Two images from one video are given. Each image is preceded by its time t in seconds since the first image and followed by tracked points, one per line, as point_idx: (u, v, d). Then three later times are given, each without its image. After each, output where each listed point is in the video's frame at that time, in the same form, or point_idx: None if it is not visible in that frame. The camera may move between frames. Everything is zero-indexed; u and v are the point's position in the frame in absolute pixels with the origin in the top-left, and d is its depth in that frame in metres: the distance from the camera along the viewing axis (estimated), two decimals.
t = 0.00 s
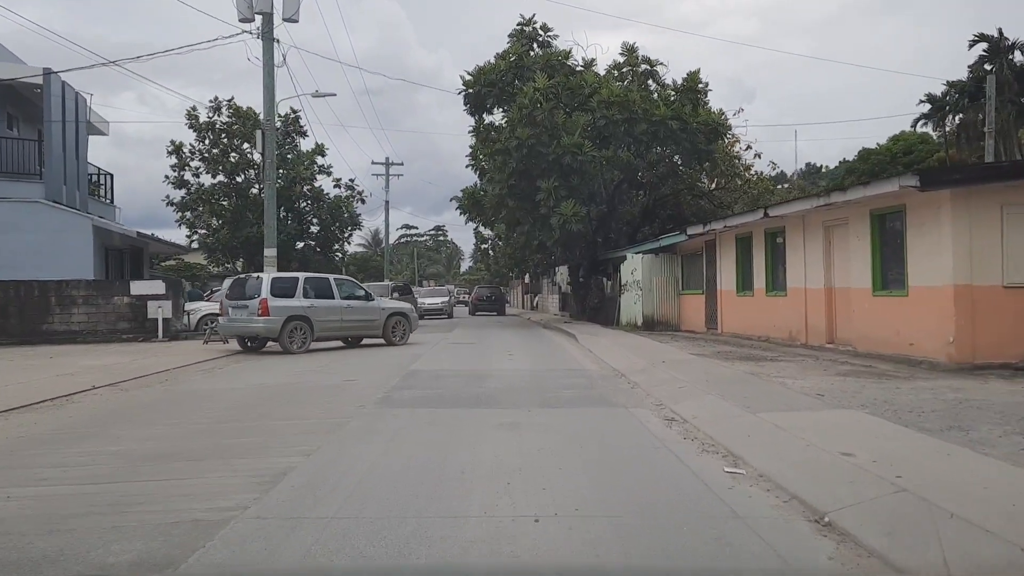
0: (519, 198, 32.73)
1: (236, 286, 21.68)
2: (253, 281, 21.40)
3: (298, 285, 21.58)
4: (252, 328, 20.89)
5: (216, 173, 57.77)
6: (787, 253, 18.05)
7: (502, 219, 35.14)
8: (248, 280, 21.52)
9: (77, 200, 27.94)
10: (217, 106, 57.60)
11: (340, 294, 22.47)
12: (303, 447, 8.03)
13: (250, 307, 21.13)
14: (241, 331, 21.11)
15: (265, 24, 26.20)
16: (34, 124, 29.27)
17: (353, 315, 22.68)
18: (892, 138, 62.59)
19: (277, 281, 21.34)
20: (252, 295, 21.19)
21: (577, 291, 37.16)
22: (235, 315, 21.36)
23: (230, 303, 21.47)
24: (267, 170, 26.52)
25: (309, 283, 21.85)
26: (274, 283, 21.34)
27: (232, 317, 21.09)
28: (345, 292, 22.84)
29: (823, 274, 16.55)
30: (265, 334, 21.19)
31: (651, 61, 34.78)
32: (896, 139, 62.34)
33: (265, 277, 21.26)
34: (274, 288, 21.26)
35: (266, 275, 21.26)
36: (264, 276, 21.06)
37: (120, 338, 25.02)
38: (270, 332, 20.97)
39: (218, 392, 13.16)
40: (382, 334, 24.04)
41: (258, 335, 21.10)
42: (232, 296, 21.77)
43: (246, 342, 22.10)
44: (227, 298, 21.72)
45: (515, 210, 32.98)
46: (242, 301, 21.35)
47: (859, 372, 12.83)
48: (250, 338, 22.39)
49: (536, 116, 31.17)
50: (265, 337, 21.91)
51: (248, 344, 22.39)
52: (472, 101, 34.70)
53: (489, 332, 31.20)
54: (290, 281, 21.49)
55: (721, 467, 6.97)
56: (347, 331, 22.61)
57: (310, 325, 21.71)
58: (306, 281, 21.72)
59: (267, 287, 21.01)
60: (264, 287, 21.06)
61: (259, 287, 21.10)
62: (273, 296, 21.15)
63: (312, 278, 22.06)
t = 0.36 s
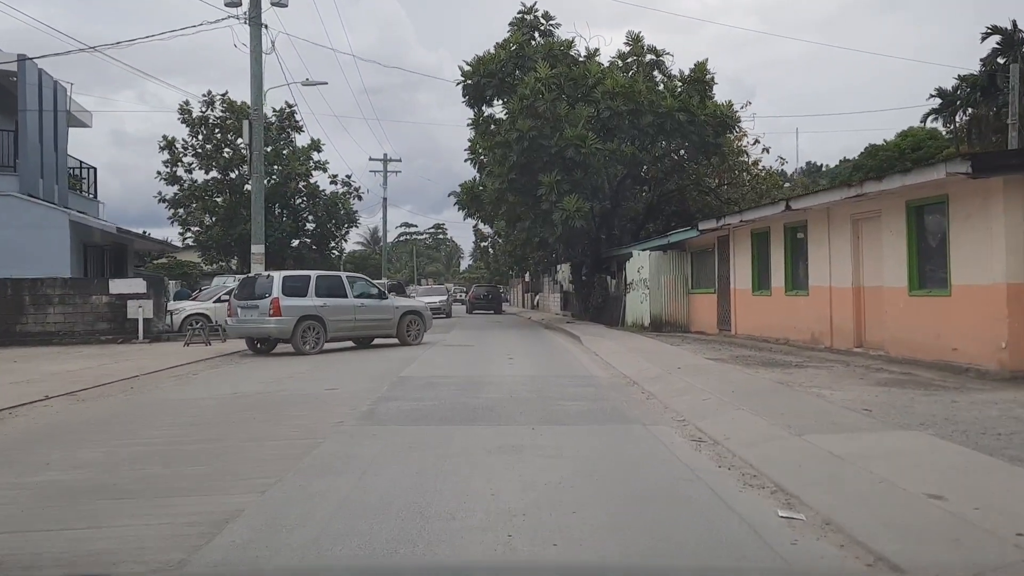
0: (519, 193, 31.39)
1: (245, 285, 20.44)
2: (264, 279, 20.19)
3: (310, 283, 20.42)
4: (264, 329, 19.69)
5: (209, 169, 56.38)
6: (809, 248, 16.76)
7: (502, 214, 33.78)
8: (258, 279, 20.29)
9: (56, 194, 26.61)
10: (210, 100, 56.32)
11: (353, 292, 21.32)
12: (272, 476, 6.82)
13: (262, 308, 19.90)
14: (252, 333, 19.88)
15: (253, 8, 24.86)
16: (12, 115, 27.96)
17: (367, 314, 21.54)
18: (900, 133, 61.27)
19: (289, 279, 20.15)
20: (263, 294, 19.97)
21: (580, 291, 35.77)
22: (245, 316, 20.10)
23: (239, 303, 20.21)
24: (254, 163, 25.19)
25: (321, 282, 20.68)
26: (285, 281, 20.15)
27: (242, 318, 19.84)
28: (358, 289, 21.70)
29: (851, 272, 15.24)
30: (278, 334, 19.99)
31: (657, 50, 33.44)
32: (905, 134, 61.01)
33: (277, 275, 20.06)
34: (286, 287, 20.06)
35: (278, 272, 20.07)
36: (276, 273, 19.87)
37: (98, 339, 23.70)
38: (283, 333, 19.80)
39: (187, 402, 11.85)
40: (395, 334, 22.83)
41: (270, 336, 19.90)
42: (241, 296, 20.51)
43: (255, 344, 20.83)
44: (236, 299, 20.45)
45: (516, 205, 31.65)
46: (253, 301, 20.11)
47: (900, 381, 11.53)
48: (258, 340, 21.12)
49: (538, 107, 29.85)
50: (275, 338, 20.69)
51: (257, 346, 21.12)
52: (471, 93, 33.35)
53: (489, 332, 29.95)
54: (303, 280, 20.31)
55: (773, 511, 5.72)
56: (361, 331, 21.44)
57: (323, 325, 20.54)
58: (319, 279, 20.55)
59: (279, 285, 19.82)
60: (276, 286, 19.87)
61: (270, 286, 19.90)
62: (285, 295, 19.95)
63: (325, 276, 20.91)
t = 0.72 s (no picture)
0: (521, 191, 30.12)
1: (259, 286, 19.39)
2: (278, 280, 19.14)
3: (326, 284, 19.38)
4: (280, 332, 18.62)
5: (203, 168, 55.11)
6: (835, 247, 15.54)
7: (503, 213, 32.49)
8: (272, 280, 19.23)
9: (35, 192, 25.41)
10: (204, 98, 55.11)
11: (370, 294, 20.27)
12: (228, 522, 5.62)
13: (277, 310, 18.84)
14: (267, 337, 18.82)
15: None
16: None
17: (384, 315, 20.48)
18: (909, 131, 59.98)
19: (304, 279, 19.11)
20: (278, 295, 18.91)
21: (583, 293, 34.39)
22: (259, 319, 19.03)
23: (253, 306, 19.14)
24: (242, 158, 23.96)
25: (337, 282, 19.65)
26: (301, 282, 19.10)
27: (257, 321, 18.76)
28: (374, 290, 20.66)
29: (885, 273, 14.00)
30: (294, 338, 18.95)
31: (664, 43, 32.17)
32: (914, 133, 59.72)
33: (292, 275, 19.01)
34: (303, 288, 19.02)
35: (295, 273, 19.02)
36: (292, 274, 18.82)
37: (76, 344, 22.47)
38: (299, 337, 18.73)
39: (151, 417, 10.60)
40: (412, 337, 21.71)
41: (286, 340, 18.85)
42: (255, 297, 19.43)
43: (267, 349, 19.69)
44: (249, 300, 19.38)
45: (517, 203, 30.40)
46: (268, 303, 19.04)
47: (950, 394, 10.28)
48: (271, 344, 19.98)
49: (540, 101, 28.61)
50: (288, 342, 19.60)
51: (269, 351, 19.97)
52: (471, 87, 32.11)
53: (490, 336, 28.74)
54: (320, 280, 19.27)
55: None
56: (378, 334, 20.37)
57: (340, 328, 19.49)
58: (335, 279, 19.51)
59: (295, 286, 18.77)
60: (292, 287, 18.82)
61: (285, 287, 18.85)
62: (300, 297, 18.90)
63: (341, 278, 19.89)
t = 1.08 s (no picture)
0: (523, 188, 28.85)
1: (272, 288, 18.42)
2: (295, 281, 18.24)
3: (345, 285, 18.59)
4: (299, 335, 17.72)
5: (198, 168, 53.94)
6: (864, 245, 14.31)
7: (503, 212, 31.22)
8: (288, 281, 18.32)
9: (13, 190, 24.23)
10: (199, 97, 53.96)
11: (388, 296, 19.58)
12: None
13: (295, 312, 17.95)
14: (286, 340, 17.88)
15: None
16: None
17: (401, 317, 19.85)
18: (918, 130, 58.76)
19: (322, 280, 18.26)
20: (295, 297, 18.01)
21: (587, 295, 33.05)
22: (276, 322, 18.07)
23: (266, 308, 18.21)
24: (228, 152, 22.75)
25: (355, 284, 18.89)
26: (320, 283, 18.27)
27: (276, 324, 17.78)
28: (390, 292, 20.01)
29: (922, 273, 12.77)
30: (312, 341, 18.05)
31: (671, 35, 30.95)
32: (923, 131, 58.50)
33: (311, 277, 18.15)
34: (324, 290, 18.19)
35: (315, 274, 18.17)
36: (311, 275, 17.97)
37: (52, 349, 21.25)
38: (319, 340, 17.86)
39: (103, 434, 9.37)
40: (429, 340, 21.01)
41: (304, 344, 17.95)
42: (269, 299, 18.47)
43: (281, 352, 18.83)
44: (262, 302, 18.37)
45: (518, 201, 29.16)
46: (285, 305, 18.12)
47: (1011, 408, 9.03)
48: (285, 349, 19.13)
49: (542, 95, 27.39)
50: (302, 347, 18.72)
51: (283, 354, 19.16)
52: (470, 81, 30.90)
53: (490, 341, 27.50)
54: (340, 282, 18.46)
55: None
56: (394, 337, 19.71)
57: (360, 331, 18.73)
58: (353, 281, 18.76)
59: (315, 288, 17.92)
60: (311, 288, 17.95)
61: (303, 288, 17.96)
62: (319, 299, 18.04)
63: (359, 279, 19.17)
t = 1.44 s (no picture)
0: (525, 184, 27.63)
1: (289, 289, 17.62)
2: (314, 282, 17.49)
3: (365, 286, 17.92)
4: (320, 338, 17.00)
5: (192, 166, 52.75)
6: (898, 241, 13.12)
7: (504, 209, 29.99)
8: (307, 282, 17.57)
9: None
10: (193, 94, 52.81)
11: (407, 297, 18.96)
12: None
13: (316, 314, 17.22)
14: (305, 342, 17.13)
15: None
16: None
17: (419, 319, 19.25)
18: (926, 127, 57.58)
19: (343, 281, 17.56)
20: (315, 298, 17.27)
21: (590, 296, 31.83)
22: (294, 324, 17.29)
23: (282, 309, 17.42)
24: (213, 146, 21.55)
25: (376, 285, 18.26)
26: (340, 284, 17.58)
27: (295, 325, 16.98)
28: (407, 293, 19.39)
29: (967, 271, 11.56)
30: (331, 344, 17.31)
31: (678, 25, 29.78)
32: (932, 128, 57.32)
33: (331, 277, 17.42)
34: (344, 291, 17.49)
35: (335, 274, 17.45)
36: (332, 275, 17.26)
37: (25, 355, 20.05)
38: (340, 343, 17.16)
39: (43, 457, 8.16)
40: (446, 342, 20.42)
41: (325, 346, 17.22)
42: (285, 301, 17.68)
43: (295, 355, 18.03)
44: (278, 304, 17.57)
45: (519, 199, 27.96)
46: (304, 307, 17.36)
47: None
48: (299, 352, 18.55)
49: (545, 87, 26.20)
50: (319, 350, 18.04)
51: (296, 357, 18.58)
52: (469, 74, 29.72)
53: (491, 344, 26.30)
54: (361, 283, 17.80)
55: None
56: (412, 340, 19.05)
57: (380, 333, 18.10)
58: (373, 282, 18.11)
59: (336, 289, 17.21)
60: (331, 289, 17.22)
61: (324, 289, 17.24)
62: (340, 300, 17.33)
63: (378, 280, 18.53)
